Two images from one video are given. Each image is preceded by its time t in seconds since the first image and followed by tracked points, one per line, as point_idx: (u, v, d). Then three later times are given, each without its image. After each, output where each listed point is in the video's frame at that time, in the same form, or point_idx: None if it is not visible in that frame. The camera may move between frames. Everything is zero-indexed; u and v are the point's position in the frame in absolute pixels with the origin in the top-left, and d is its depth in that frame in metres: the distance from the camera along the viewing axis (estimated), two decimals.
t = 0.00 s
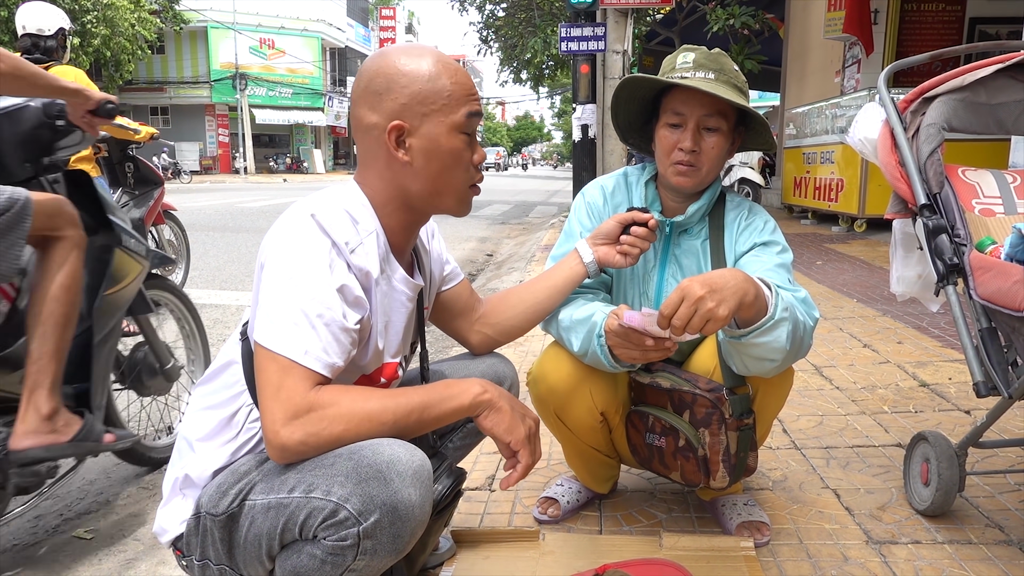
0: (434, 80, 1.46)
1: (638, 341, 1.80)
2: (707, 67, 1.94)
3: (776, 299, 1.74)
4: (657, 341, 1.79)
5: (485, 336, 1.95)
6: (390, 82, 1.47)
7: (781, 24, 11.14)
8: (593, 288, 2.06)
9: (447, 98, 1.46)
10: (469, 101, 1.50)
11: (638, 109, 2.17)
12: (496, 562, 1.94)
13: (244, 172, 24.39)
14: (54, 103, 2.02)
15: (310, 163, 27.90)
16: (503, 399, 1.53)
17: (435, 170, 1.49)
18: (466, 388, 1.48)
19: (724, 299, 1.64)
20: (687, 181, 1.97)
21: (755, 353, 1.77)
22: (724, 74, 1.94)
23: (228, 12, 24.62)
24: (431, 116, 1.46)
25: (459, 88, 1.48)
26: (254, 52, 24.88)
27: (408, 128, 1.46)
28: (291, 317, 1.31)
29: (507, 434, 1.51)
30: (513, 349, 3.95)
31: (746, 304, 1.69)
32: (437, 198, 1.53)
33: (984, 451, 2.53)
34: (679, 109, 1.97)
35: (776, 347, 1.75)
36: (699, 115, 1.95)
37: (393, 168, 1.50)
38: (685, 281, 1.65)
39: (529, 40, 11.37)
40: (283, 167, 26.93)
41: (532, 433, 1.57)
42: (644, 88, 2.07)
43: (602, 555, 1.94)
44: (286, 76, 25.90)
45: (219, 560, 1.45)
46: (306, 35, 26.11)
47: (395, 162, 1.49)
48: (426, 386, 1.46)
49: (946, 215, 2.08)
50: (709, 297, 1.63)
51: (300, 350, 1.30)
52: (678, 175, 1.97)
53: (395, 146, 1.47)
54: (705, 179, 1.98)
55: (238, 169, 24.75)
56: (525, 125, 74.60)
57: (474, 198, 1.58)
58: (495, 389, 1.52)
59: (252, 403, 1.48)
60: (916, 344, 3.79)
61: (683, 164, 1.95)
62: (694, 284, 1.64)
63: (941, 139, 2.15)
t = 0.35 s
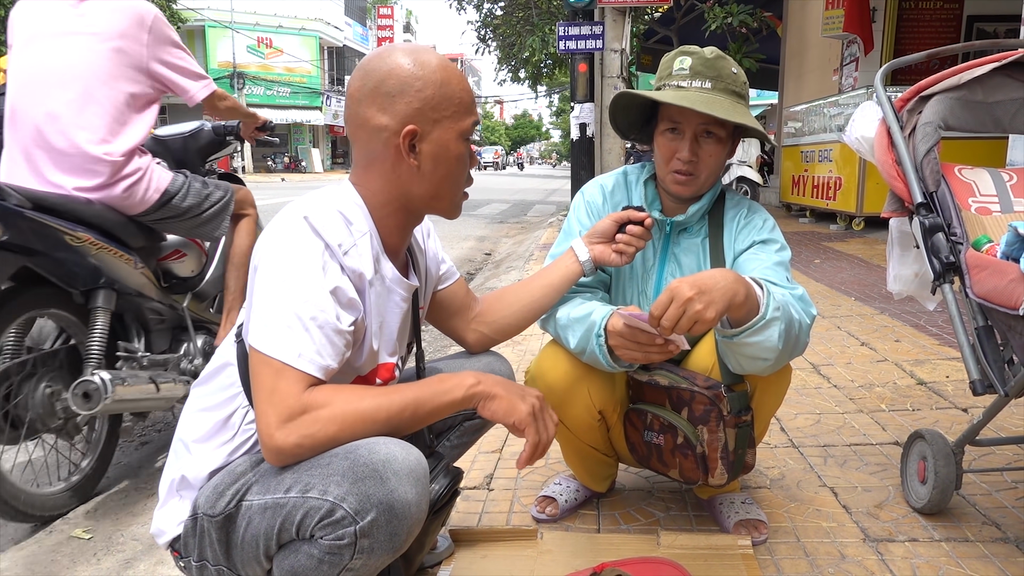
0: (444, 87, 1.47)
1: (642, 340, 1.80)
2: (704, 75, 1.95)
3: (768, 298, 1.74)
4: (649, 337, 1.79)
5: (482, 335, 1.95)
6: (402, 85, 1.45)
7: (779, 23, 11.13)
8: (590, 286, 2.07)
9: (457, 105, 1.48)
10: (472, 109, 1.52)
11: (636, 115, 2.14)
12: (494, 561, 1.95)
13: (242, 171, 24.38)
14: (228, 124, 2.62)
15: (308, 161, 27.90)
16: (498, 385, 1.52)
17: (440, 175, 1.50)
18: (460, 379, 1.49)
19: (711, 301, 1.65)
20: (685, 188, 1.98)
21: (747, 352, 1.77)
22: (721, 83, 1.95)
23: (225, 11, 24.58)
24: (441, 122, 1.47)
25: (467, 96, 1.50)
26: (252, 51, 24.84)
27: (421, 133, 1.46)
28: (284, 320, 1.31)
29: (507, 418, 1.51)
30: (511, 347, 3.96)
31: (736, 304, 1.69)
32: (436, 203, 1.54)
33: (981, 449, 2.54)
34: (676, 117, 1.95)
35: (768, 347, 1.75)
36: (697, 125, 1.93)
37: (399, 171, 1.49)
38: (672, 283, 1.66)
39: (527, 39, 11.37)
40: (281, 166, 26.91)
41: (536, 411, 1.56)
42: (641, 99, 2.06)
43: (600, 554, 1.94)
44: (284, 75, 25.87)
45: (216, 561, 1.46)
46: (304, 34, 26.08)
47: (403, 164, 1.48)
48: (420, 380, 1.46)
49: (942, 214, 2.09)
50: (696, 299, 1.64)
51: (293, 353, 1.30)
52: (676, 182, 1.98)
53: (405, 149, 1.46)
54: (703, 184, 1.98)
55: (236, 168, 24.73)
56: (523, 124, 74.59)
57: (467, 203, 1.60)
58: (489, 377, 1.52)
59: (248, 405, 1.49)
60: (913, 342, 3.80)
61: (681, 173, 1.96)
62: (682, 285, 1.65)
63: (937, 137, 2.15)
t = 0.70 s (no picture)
0: (443, 88, 1.47)
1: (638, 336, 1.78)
2: (706, 65, 1.94)
3: (764, 302, 1.75)
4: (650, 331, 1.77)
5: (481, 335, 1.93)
6: (400, 86, 1.45)
7: (777, 22, 11.14)
8: (589, 286, 2.07)
9: (456, 106, 1.48)
10: (471, 109, 1.52)
11: (640, 105, 2.17)
12: (493, 560, 1.95)
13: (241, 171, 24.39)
14: (291, 137, 3.66)
15: (307, 161, 27.90)
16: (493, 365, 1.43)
17: (439, 176, 1.50)
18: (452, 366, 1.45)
19: (701, 305, 1.65)
20: (683, 178, 1.98)
21: (739, 355, 1.78)
22: (722, 72, 1.94)
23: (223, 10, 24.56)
24: (440, 123, 1.47)
25: (466, 97, 1.50)
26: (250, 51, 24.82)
27: (419, 134, 1.46)
28: (279, 321, 1.32)
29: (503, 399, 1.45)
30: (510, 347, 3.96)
31: (728, 309, 1.70)
32: (435, 205, 1.54)
33: (978, 448, 2.54)
34: (676, 105, 1.98)
35: (761, 351, 1.75)
36: (697, 111, 1.95)
37: (398, 172, 1.49)
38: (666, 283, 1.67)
39: (525, 38, 11.37)
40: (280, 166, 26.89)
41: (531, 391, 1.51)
42: (644, 86, 2.09)
43: (598, 553, 1.95)
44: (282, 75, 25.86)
45: (215, 560, 1.46)
46: (302, 33, 26.05)
47: (402, 166, 1.48)
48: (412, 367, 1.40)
49: (940, 214, 2.09)
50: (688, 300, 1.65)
51: (287, 354, 1.31)
52: (674, 172, 1.98)
53: (404, 151, 1.47)
54: (702, 176, 1.98)
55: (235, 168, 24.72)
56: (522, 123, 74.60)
57: (466, 204, 1.60)
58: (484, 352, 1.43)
59: (246, 404, 1.49)
60: (912, 341, 3.81)
61: (680, 160, 1.96)
62: (672, 288, 1.65)
63: (935, 137, 2.16)
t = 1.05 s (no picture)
0: (445, 90, 1.47)
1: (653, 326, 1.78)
2: (706, 63, 1.93)
3: (769, 299, 1.75)
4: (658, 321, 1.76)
5: (483, 336, 1.95)
6: (402, 89, 1.45)
7: (777, 22, 11.13)
8: (589, 286, 2.07)
9: (458, 108, 1.48)
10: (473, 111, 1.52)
11: (641, 103, 2.17)
12: (493, 560, 1.95)
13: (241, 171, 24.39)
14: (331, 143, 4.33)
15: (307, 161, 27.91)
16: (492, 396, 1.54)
17: (442, 178, 1.50)
18: (454, 386, 1.50)
19: (702, 295, 1.67)
20: (684, 175, 1.98)
21: (742, 350, 1.78)
22: (723, 71, 1.93)
23: (224, 10, 24.55)
24: (443, 125, 1.47)
25: (468, 98, 1.50)
26: (250, 51, 24.81)
27: (423, 137, 1.46)
28: (279, 320, 1.32)
29: (495, 432, 1.52)
30: (511, 347, 3.96)
31: (730, 304, 1.71)
32: (439, 205, 1.54)
33: (978, 448, 2.54)
34: (678, 103, 1.98)
35: (764, 348, 1.75)
36: (697, 108, 1.95)
37: (402, 175, 1.49)
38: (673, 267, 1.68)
39: (525, 38, 11.37)
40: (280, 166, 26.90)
41: (519, 434, 1.56)
42: (645, 83, 2.08)
43: (598, 553, 1.95)
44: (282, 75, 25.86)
45: (215, 561, 1.47)
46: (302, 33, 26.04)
47: (405, 169, 1.48)
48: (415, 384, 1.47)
49: (940, 213, 2.09)
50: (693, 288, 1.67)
51: (288, 353, 1.31)
52: (674, 169, 1.98)
53: (408, 154, 1.47)
54: (702, 174, 1.98)
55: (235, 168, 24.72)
56: (522, 123, 74.60)
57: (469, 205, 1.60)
58: (483, 384, 1.54)
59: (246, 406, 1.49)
60: (911, 341, 3.81)
61: (680, 158, 1.96)
62: (678, 271, 1.67)
63: (935, 137, 2.16)
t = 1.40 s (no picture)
0: (444, 89, 1.47)
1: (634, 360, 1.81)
2: (704, 63, 1.93)
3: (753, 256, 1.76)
4: (641, 353, 1.79)
5: (484, 335, 1.95)
6: (402, 88, 1.45)
7: (775, 21, 11.13)
8: (590, 285, 2.06)
9: (458, 107, 1.48)
10: (473, 111, 1.52)
11: (640, 103, 2.17)
12: (492, 560, 1.95)
13: (240, 171, 24.38)
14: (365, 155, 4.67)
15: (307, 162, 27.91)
16: (491, 395, 1.54)
17: (442, 177, 1.50)
18: (452, 385, 1.50)
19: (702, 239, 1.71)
20: (683, 175, 1.99)
21: (729, 309, 1.76)
22: (720, 70, 1.93)
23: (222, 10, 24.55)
24: (444, 125, 1.47)
25: (467, 98, 1.50)
26: (249, 51, 24.80)
27: (423, 136, 1.46)
28: (279, 320, 1.32)
29: (495, 430, 1.52)
30: (510, 347, 3.96)
31: (721, 253, 1.73)
32: (439, 205, 1.55)
33: (977, 446, 2.54)
34: (675, 103, 1.98)
35: (750, 305, 1.73)
36: (695, 108, 1.95)
37: (403, 175, 1.49)
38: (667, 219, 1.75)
39: (525, 38, 11.37)
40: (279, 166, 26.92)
41: (520, 431, 1.57)
42: (645, 83, 2.08)
43: (598, 553, 1.95)
44: (281, 75, 25.84)
45: (214, 560, 1.47)
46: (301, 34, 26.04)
47: (406, 169, 1.48)
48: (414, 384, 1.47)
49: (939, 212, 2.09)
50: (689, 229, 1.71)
51: (287, 353, 1.31)
52: (674, 169, 1.99)
53: (408, 153, 1.47)
54: (701, 173, 1.98)
55: (234, 168, 24.72)
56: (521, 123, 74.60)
57: (468, 205, 1.60)
58: (482, 383, 1.54)
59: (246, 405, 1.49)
60: (911, 340, 3.81)
61: (679, 158, 1.96)
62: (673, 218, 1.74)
63: (933, 135, 2.16)
